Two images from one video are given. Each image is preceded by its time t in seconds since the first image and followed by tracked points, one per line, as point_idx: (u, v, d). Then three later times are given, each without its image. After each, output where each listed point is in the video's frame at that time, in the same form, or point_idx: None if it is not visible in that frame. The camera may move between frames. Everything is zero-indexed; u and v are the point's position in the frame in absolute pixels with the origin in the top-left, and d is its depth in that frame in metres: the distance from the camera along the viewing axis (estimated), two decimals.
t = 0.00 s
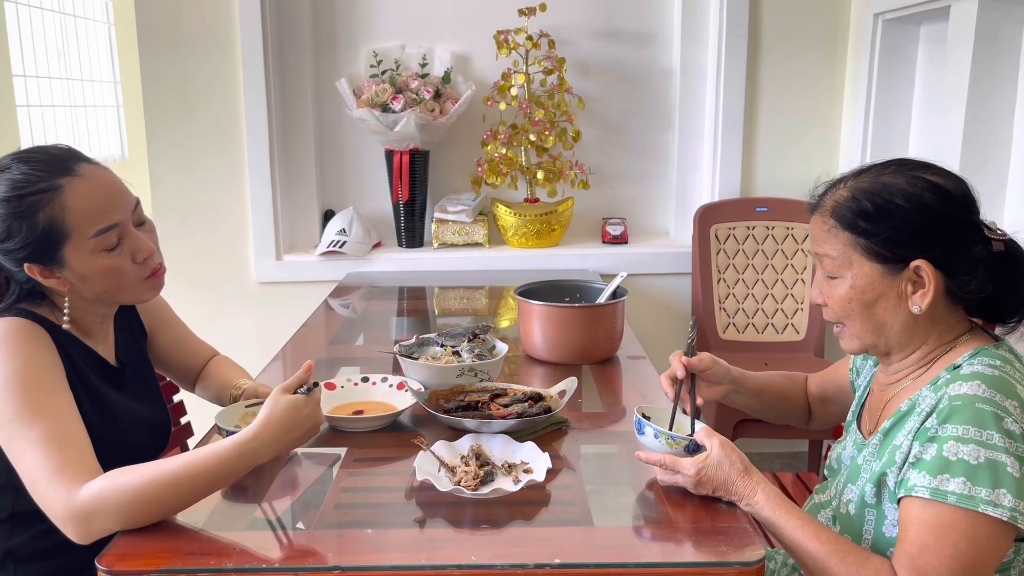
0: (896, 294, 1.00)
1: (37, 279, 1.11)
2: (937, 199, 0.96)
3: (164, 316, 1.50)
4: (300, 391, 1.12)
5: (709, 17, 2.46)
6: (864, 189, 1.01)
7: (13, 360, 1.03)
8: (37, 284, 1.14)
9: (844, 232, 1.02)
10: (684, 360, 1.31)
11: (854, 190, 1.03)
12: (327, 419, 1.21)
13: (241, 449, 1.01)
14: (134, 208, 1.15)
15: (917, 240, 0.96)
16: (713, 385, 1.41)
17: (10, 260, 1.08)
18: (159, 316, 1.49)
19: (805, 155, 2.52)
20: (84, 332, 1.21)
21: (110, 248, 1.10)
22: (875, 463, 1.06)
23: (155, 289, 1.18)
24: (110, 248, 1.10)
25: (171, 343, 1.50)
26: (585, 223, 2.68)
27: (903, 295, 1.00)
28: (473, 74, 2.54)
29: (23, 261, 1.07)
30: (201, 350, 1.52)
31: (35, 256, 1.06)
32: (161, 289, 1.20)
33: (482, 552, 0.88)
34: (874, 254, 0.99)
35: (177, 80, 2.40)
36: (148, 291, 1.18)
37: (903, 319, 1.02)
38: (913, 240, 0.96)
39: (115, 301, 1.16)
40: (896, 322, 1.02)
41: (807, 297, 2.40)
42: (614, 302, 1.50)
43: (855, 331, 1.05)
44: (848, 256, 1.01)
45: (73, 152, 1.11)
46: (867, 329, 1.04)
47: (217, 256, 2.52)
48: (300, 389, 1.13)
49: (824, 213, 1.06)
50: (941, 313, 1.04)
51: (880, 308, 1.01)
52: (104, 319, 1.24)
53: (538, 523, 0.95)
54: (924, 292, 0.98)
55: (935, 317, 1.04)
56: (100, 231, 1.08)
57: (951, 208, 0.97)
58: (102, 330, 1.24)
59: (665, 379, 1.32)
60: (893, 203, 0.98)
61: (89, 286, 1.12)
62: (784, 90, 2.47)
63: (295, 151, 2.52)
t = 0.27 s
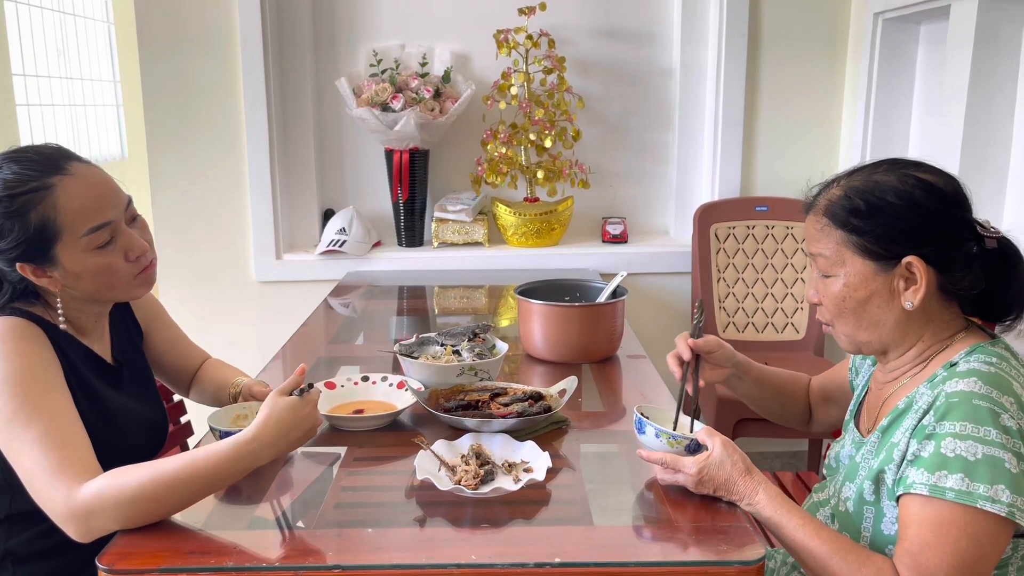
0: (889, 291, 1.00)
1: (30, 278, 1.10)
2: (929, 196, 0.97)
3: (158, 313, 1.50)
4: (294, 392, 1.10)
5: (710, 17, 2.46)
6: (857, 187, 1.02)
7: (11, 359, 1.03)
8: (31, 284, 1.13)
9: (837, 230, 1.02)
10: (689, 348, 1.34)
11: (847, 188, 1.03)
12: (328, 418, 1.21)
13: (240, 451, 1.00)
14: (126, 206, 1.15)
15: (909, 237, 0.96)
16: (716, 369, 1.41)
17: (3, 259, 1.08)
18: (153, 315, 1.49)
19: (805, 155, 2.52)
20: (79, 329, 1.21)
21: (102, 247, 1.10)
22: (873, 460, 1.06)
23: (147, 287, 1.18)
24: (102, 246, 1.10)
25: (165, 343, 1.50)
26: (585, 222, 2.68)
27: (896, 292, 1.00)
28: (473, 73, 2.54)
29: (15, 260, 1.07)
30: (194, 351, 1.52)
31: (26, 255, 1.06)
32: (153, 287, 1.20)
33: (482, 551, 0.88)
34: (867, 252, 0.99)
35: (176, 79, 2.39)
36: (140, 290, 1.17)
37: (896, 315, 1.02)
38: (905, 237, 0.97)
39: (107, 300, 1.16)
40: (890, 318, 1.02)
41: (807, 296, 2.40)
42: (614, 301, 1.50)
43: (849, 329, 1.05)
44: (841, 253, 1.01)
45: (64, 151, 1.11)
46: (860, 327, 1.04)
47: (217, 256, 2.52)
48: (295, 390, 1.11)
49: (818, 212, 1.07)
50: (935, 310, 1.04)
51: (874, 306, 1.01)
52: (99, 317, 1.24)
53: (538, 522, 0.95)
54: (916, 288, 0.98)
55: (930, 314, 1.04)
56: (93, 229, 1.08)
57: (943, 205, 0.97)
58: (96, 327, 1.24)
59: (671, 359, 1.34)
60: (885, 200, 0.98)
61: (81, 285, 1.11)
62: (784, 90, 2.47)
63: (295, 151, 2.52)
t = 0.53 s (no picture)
0: (889, 288, 1.00)
1: (30, 276, 1.10)
2: (928, 195, 0.97)
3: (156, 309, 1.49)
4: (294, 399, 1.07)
5: (710, 16, 2.46)
6: (856, 185, 1.02)
7: (13, 356, 1.03)
8: (30, 281, 1.13)
9: (837, 228, 1.02)
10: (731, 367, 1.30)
11: (846, 187, 1.03)
12: (328, 416, 1.21)
13: (241, 458, 0.98)
14: (127, 205, 1.15)
15: (909, 235, 0.97)
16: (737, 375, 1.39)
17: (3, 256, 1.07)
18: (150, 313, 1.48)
19: (806, 154, 2.52)
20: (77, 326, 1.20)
21: (103, 245, 1.10)
22: (872, 457, 1.06)
23: (145, 289, 1.18)
24: (103, 245, 1.10)
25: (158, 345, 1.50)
26: (585, 221, 2.68)
27: (896, 289, 1.00)
28: (473, 72, 2.54)
29: (16, 258, 1.07)
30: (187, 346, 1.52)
31: (27, 253, 1.06)
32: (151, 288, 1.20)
33: (482, 551, 0.88)
34: (867, 250, 0.99)
35: (176, 78, 2.39)
36: (139, 290, 1.17)
37: (898, 313, 1.02)
38: (905, 235, 0.97)
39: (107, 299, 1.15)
40: (891, 315, 1.02)
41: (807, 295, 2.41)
42: (613, 300, 1.50)
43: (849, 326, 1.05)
44: (841, 251, 1.01)
45: (66, 150, 1.11)
46: (860, 324, 1.04)
47: (216, 255, 2.52)
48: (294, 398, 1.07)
49: (817, 210, 1.07)
50: (932, 308, 1.04)
51: (874, 303, 1.01)
52: (99, 315, 1.24)
53: (539, 521, 0.95)
54: (918, 285, 0.98)
55: (928, 312, 1.04)
56: (94, 227, 1.08)
57: (942, 203, 0.97)
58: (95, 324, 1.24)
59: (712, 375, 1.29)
60: (885, 198, 0.98)
61: (81, 283, 1.11)
62: (783, 89, 2.47)
63: (295, 150, 2.52)
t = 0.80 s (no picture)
0: (891, 289, 1.00)
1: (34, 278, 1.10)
2: (928, 196, 0.97)
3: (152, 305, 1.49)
4: (301, 405, 1.06)
5: (711, 16, 2.46)
6: (857, 187, 1.01)
7: (17, 354, 1.03)
8: (34, 281, 1.13)
9: (837, 231, 1.02)
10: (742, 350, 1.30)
11: (847, 189, 1.03)
12: (328, 416, 1.21)
13: (244, 464, 0.97)
14: (130, 205, 1.15)
15: (910, 237, 0.97)
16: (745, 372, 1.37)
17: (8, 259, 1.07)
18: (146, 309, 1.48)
19: (806, 154, 2.52)
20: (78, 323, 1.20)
21: (108, 245, 1.10)
22: (874, 456, 1.06)
23: (149, 288, 1.18)
24: (108, 245, 1.10)
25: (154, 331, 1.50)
26: (586, 221, 2.68)
27: (898, 290, 1.00)
28: (474, 72, 2.54)
29: (21, 260, 1.07)
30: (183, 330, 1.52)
31: (32, 255, 1.06)
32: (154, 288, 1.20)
33: (484, 551, 0.88)
34: (868, 252, 0.99)
35: (177, 78, 2.39)
36: (143, 290, 1.18)
37: (899, 313, 1.02)
38: (906, 237, 0.97)
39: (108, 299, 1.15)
40: (892, 314, 1.02)
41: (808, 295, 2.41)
42: (614, 300, 1.50)
43: (851, 327, 1.05)
44: (841, 253, 1.01)
45: (68, 150, 1.10)
46: (862, 325, 1.04)
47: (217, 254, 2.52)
48: (301, 404, 1.07)
49: (817, 212, 1.06)
50: (935, 308, 1.04)
51: (876, 304, 1.02)
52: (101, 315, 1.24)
53: (540, 521, 0.95)
54: (919, 286, 0.98)
55: (930, 312, 1.04)
56: (99, 229, 1.08)
57: (942, 205, 0.97)
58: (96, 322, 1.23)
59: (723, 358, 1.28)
60: (885, 201, 0.98)
61: (85, 283, 1.11)
62: (784, 89, 2.47)
63: (296, 149, 2.52)
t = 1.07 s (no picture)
0: (896, 294, 1.00)
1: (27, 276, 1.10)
2: (934, 201, 0.96)
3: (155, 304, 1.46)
4: (301, 405, 1.06)
5: (712, 15, 2.46)
6: (861, 191, 1.01)
7: (10, 356, 1.03)
8: (26, 280, 1.13)
9: (842, 236, 1.02)
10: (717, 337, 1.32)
11: (851, 194, 1.02)
12: (329, 415, 1.21)
13: (245, 464, 0.97)
14: (124, 204, 1.15)
15: (916, 243, 0.97)
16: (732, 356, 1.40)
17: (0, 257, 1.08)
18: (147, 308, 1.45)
19: (807, 153, 2.52)
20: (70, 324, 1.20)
21: (100, 244, 1.10)
22: (876, 458, 1.06)
23: (142, 287, 1.17)
24: (100, 244, 1.10)
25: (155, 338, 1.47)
26: (586, 220, 2.68)
27: (903, 295, 1.00)
28: (474, 71, 2.54)
29: (13, 258, 1.07)
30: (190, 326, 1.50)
31: (24, 253, 1.06)
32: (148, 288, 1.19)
33: (485, 550, 0.88)
34: (873, 258, 0.99)
35: (177, 77, 2.39)
36: (135, 289, 1.16)
37: (902, 319, 1.03)
38: (912, 244, 0.97)
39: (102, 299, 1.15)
40: (895, 323, 1.03)
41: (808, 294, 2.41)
42: (615, 300, 1.51)
43: (856, 331, 1.05)
44: (846, 259, 1.01)
45: (63, 149, 1.11)
46: (867, 330, 1.04)
47: (217, 254, 2.52)
48: (301, 403, 1.07)
49: (821, 215, 1.06)
50: (938, 310, 1.04)
51: (881, 310, 1.02)
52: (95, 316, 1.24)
53: (541, 520, 0.95)
54: (924, 292, 0.99)
55: (933, 314, 1.04)
56: (91, 227, 1.08)
57: (947, 210, 0.97)
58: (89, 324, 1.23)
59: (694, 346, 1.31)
60: (890, 206, 0.97)
61: (78, 282, 1.10)
62: (785, 88, 2.47)
63: (296, 149, 2.52)
